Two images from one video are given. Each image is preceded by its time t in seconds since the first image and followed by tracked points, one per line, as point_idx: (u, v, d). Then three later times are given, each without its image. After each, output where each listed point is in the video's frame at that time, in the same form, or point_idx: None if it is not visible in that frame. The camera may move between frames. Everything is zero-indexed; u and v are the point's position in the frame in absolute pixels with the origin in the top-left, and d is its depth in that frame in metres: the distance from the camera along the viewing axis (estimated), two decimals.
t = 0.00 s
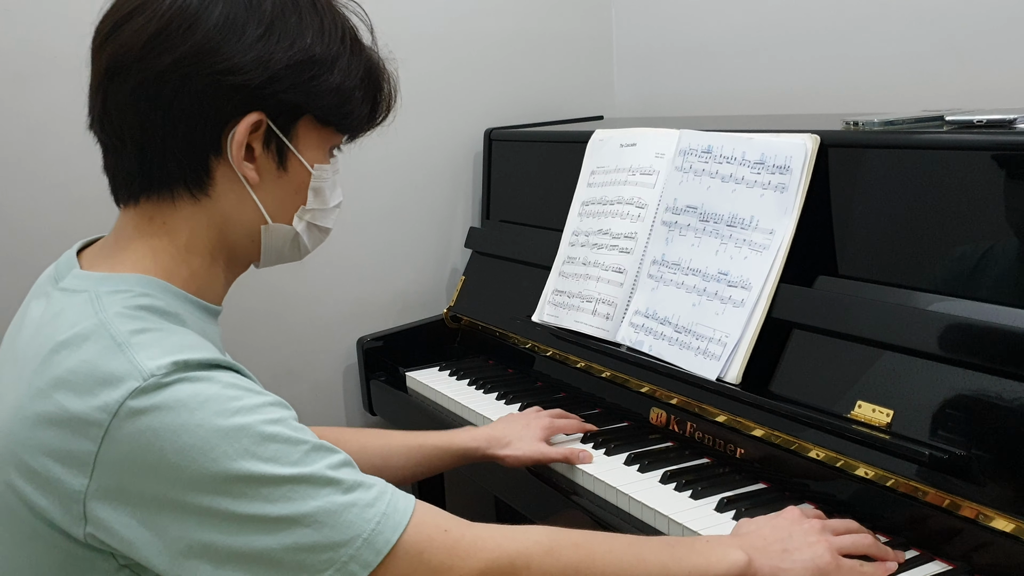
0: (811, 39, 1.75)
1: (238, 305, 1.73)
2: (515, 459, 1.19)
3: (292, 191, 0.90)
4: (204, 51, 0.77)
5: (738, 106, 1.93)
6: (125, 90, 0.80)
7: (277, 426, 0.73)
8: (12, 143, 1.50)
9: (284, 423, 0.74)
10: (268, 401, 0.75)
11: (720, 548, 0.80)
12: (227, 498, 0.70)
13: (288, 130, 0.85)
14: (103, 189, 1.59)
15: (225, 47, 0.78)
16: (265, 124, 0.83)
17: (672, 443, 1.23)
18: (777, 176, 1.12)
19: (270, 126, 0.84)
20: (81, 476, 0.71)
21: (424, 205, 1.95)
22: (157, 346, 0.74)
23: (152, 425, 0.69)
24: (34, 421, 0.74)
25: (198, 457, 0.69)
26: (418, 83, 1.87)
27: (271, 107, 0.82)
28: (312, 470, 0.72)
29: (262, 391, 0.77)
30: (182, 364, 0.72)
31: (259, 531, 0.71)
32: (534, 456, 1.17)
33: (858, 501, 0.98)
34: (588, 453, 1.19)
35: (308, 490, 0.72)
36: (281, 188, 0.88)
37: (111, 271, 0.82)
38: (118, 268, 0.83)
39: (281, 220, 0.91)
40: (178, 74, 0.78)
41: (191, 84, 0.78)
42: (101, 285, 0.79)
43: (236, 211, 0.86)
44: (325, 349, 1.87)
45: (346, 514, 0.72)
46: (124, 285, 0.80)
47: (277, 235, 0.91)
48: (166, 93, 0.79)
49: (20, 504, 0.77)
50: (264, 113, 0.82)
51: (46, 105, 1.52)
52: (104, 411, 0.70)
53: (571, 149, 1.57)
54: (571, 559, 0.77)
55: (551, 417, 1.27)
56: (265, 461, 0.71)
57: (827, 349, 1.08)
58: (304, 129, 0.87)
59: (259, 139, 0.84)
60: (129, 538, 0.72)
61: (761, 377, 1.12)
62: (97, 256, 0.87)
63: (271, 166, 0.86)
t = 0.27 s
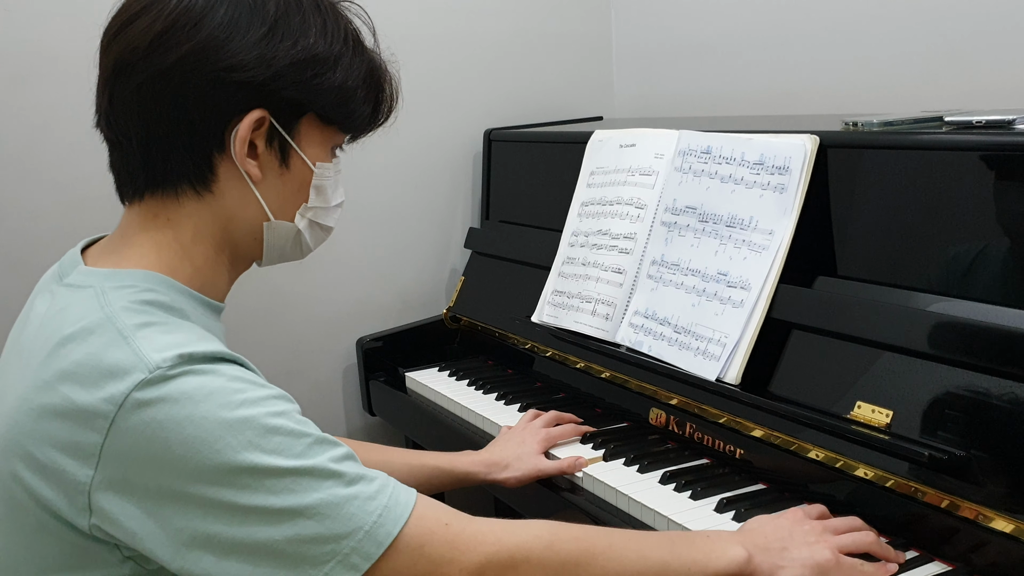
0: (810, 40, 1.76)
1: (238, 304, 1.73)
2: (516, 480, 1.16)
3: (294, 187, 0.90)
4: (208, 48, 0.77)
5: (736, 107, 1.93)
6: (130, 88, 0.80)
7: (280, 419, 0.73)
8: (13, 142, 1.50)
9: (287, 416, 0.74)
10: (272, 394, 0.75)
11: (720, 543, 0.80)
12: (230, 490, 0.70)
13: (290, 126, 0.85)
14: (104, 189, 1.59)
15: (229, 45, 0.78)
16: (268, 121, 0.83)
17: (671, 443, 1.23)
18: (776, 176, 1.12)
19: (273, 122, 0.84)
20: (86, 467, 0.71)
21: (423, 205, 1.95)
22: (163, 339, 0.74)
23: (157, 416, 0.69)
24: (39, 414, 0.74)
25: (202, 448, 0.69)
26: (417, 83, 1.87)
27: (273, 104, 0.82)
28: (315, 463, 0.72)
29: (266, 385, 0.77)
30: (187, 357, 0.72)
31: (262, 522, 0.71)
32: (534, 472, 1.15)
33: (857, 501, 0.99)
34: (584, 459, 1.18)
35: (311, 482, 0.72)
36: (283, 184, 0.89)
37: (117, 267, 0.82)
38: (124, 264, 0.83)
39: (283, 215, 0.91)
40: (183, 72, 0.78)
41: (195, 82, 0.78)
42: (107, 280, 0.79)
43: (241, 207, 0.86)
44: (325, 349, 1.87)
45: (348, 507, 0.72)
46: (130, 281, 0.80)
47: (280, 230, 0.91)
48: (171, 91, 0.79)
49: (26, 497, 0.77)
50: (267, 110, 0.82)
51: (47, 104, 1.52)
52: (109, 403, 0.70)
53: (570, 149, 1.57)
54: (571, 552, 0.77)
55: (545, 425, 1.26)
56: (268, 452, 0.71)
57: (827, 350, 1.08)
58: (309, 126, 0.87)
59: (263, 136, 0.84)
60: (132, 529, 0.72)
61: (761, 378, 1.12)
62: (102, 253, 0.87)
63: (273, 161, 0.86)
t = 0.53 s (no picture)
0: (810, 41, 1.76)
1: (238, 304, 1.74)
2: (515, 485, 1.15)
3: (285, 181, 0.91)
4: (194, 45, 0.78)
5: (736, 108, 1.93)
6: (120, 88, 0.81)
7: (279, 412, 0.73)
8: (14, 141, 1.50)
9: (286, 408, 0.74)
10: (271, 387, 0.75)
11: (718, 538, 0.80)
12: (229, 482, 0.71)
13: (278, 121, 0.85)
14: (104, 188, 1.60)
15: (214, 41, 0.78)
16: (256, 116, 0.83)
17: (671, 442, 1.23)
18: (776, 176, 1.13)
19: (262, 118, 0.84)
20: (86, 460, 0.72)
21: (423, 205, 1.95)
22: (162, 333, 0.74)
23: (157, 408, 0.70)
24: (40, 408, 0.74)
25: (202, 440, 0.69)
26: (418, 83, 1.87)
27: (261, 99, 0.82)
28: (314, 455, 0.72)
29: (265, 378, 0.77)
30: (187, 351, 0.72)
31: (261, 514, 0.71)
32: (532, 475, 1.15)
33: (857, 500, 0.99)
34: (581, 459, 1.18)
35: (310, 474, 0.72)
36: (272, 179, 0.89)
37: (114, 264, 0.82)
38: (121, 261, 0.83)
39: (274, 210, 0.91)
40: (170, 70, 0.78)
41: (183, 79, 0.79)
42: (106, 276, 0.80)
43: (232, 202, 0.87)
44: (325, 349, 1.87)
45: (346, 499, 0.72)
46: (129, 277, 0.80)
47: (273, 225, 0.92)
48: (159, 90, 0.79)
49: (27, 491, 0.77)
50: (255, 105, 0.82)
51: (48, 103, 1.52)
52: (110, 396, 0.70)
53: (570, 149, 1.57)
54: (570, 547, 0.77)
55: (543, 427, 1.26)
56: (267, 445, 0.71)
57: (827, 349, 1.08)
58: (297, 121, 0.87)
59: (251, 132, 0.84)
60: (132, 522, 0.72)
61: (761, 377, 1.12)
62: (98, 252, 0.87)
63: (263, 156, 0.86)
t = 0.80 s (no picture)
0: (807, 42, 1.76)
1: (235, 306, 1.73)
2: (512, 490, 1.15)
3: (278, 179, 0.90)
4: (185, 46, 0.77)
5: (734, 109, 1.93)
6: (112, 89, 0.80)
7: (277, 409, 0.72)
8: (11, 143, 1.49)
9: (284, 406, 0.73)
10: (269, 386, 0.75)
11: (719, 544, 0.80)
12: (226, 479, 0.70)
13: (271, 119, 0.85)
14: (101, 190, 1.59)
15: (205, 41, 0.78)
16: (249, 115, 0.83)
17: (668, 444, 1.23)
18: (774, 178, 1.12)
19: (254, 117, 0.84)
20: (85, 457, 0.71)
21: (420, 206, 1.94)
22: (161, 331, 0.74)
23: (156, 405, 0.69)
24: (37, 407, 0.73)
25: (199, 436, 0.69)
26: (415, 85, 1.87)
27: (253, 98, 0.82)
28: (312, 453, 0.72)
29: (263, 377, 0.76)
30: (186, 349, 0.72)
31: (258, 511, 0.70)
32: (528, 479, 1.15)
33: (854, 503, 0.98)
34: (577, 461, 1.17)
35: (307, 472, 0.71)
36: (266, 178, 0.88)
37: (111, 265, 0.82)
38: (116, 262, 0.82)
39: (269, 208, 0.91)
40: (161, 71, 0.78)
41: (175, 80, 0.78)
42: (102, 276, 0.79)
43: (226, 202, 0.86)
44: (323, 351, 1.87)
45: (343, 498, 0.71)
46: (126, 277, 0.80)
47: (268, 223, 0.91)
48: (151, 90, 0.79)
49: (24, 490, 0.76)
50: (247, 104, 0.82)
51: (45, 105, 1.51)
52: (108, 393, 0.69)
53: (568, 150, 1.57)
54: (567, 551, 0.77)
55: (540, 430, 1.25)
56: (265, 441, 0.70)
57: (824, 352, 1.08)
58: (289, 117, 0.87)
59: (244, 130, 0.84)
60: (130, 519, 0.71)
61: (757, 380, 1.12)
62: (93, 254, 0.86)
63: (256, 154, 0.86)
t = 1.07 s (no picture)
0: (806, 44, 1.76)
1: (236, 307, 1.74)
2: (512, 493, 1.16)
3: (277, 182, 0.91)
4: (186, 48, 0.78)
5: (733, 112, 1.93)
6: (114, 90, 0.81)
7: (279, 405, 0.73)
8: (13, 143, 1.50)
9: (286, 403, 0.74)
10: (271, 383, 0.75)
11: (725, 546, 0.81)
12: (228, 474, 0.70)
13: (271, 122, 0.85)
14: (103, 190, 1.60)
15: (207, 43, 0.78)
16: (249, 116, 0.83)
17: (667, 446, 1.23)
18: (772, 180, 1.13)
19: (254, 118, 0.84)
20: (88, 455, 0.72)
21: (421, 208, 1.95)
22: (163, 330, 0.74)
23: (159, 401, 0.70)
24: (40, 406, 0.74)
25: (202, 432, 0.69)
26: (415, 87, 1.87)
27: (254, 98, 0.82)
28: (314, 449, 0.72)
29: (265, 375, 0.77)
30: (189, 347, 0.73)
31: (260, 507, 0.71)
32: (528, 482, 1.15)
33: (852, 504, 0.99)
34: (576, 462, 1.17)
35: (309, 467, 0.72)
36: (267, 180, 0.89)
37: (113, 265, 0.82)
38: (119, 262, 0.83)
39: (269, 209, 0.91)
40: (163, 72, 0.79)
41: (177, 82, 0.79)
42: (105, 277, 0.80)
43: (227, 203, 0.87)
44: (323, 352, 1.87)
45: (345, 493, 0.72)
46: (128, 277, 0.80)
47: (268, 225, 0.92)
48: (153, 92, 0.80)
49: (27, 489, 0.77)
50: (248, 105, 0.82)
51: (47, 106, 1.52)
52: (111, 392, 0.70)
53: (567, 152, 1.57)
54: (570, 545, 0.77)
55: (540, 432, 1.25)
56: (267, 436, 0.71)
57: (823, 354, 1.08)
58: (288, 119, 0.87)
59: (245, 131, 0.84)
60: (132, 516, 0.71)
61: (755, 382, 1.12)
62: (95, 254, 0.87)
63: (256, 155, 0.86)
